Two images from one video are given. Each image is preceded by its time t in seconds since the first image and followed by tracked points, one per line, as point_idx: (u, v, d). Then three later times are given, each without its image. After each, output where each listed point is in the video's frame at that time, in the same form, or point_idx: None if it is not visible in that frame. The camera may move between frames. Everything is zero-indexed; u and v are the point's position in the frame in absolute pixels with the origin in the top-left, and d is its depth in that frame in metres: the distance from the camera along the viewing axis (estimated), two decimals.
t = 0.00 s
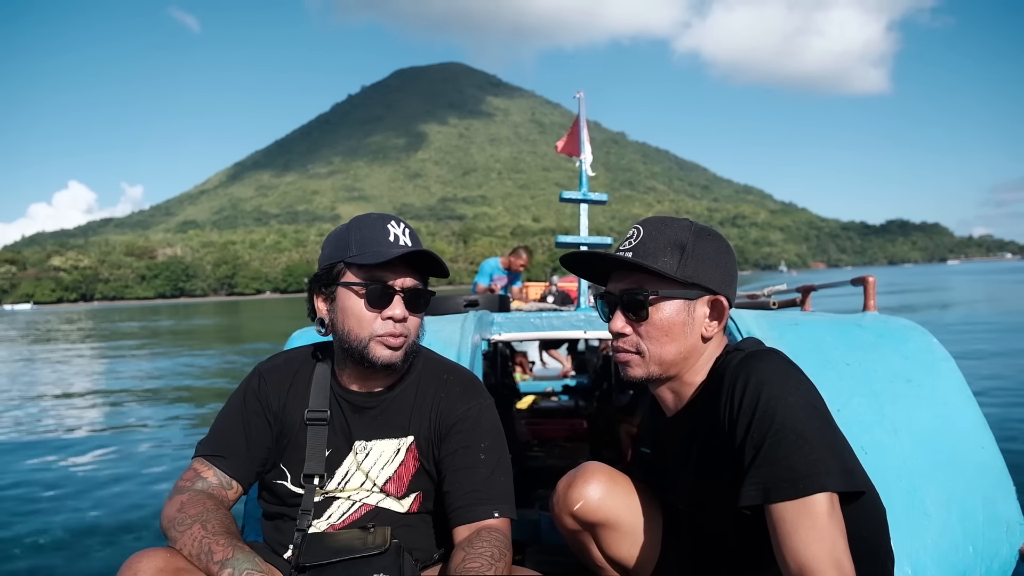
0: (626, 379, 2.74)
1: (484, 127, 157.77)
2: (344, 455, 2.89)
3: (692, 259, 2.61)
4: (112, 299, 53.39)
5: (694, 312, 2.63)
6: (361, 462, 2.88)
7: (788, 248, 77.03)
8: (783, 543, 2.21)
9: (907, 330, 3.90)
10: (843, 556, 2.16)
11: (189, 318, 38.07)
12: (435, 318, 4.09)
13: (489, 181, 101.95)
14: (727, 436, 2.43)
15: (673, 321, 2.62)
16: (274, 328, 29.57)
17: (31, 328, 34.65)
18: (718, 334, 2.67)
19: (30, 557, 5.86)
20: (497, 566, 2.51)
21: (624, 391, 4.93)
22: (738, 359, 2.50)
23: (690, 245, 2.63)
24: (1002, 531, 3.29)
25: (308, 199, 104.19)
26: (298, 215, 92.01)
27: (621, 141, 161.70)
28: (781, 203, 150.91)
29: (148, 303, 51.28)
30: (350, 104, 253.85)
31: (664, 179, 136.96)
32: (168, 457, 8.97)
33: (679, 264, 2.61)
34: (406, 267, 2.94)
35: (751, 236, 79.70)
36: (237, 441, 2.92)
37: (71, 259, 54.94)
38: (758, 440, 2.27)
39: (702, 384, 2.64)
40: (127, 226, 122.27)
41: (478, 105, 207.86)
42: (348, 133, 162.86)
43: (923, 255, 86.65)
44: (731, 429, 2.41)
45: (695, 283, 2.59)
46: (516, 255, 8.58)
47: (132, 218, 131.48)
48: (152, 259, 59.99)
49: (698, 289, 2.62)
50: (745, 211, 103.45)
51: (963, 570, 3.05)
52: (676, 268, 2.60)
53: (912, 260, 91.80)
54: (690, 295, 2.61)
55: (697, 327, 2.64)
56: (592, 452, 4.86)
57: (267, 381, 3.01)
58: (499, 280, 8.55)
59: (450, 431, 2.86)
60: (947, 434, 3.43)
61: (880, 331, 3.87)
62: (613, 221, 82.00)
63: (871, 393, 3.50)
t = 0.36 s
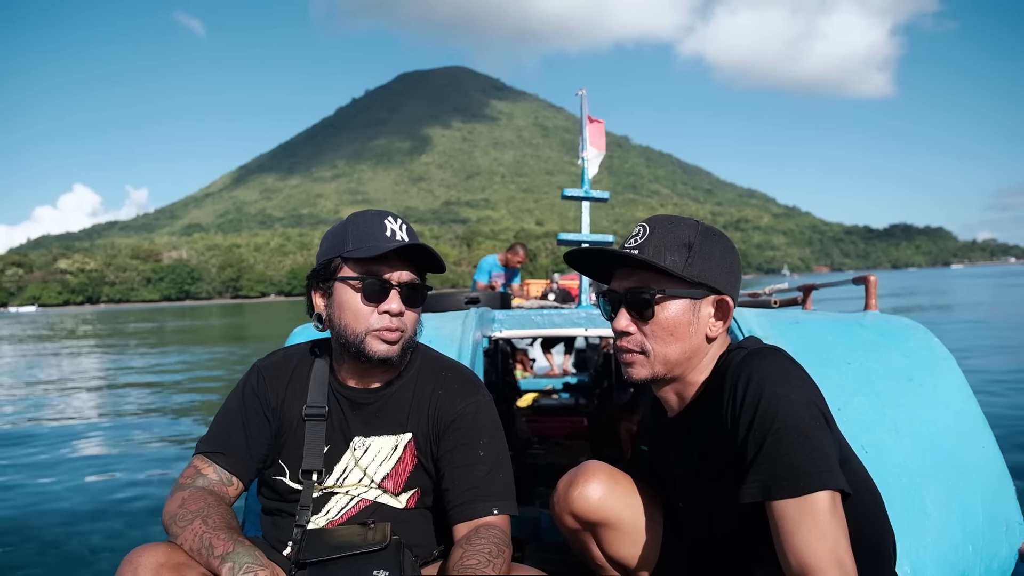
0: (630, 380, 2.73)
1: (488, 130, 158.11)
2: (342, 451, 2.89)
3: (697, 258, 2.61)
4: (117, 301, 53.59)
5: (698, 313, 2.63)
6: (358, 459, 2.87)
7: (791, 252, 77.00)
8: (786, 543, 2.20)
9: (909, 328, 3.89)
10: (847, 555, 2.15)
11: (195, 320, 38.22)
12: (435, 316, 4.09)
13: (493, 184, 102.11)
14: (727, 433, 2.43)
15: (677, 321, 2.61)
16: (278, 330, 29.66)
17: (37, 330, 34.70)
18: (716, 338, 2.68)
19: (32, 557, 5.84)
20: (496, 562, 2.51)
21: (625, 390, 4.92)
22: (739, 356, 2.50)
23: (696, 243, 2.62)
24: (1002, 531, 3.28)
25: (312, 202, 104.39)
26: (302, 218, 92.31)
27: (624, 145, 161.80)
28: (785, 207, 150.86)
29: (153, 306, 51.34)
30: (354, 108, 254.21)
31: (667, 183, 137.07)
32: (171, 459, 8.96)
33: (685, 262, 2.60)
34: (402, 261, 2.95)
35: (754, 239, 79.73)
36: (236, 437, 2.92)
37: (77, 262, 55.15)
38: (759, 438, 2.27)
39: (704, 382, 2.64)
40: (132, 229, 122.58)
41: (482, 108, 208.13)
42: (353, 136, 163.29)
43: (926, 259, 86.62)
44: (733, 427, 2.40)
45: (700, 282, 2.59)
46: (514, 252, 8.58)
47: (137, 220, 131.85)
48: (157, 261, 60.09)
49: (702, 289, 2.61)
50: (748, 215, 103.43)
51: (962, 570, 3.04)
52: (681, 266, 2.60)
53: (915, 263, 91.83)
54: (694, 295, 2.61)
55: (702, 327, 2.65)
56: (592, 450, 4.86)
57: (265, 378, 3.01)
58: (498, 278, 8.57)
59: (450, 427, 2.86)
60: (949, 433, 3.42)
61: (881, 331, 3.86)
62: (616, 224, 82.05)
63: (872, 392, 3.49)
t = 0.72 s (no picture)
0: (616, 382, 2.72)
1: (479, 133, 158.29)
2: (332, 457, 2.88)
3: (684, 257, 2.62)
4: (108, 307, 53.34)
5: (684, 312, 2.64)
6: (349, 465, 2.86)
7: (780, 254, 77.35)
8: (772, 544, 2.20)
9: (892, 327, 3.92)
10: (828, 551, 2.15)
11: (186, 325, 38.08)
12: (423, 316, 4.08)
13: (484, 188, 102.20)
14: (712, 433, 2.44)
15: (664, 321, 2.62)
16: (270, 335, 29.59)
17: (27, 336, 34.44)
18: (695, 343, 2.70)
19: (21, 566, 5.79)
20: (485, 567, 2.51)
21: (614, 389, 4.93)
22: (724, 356, 2.51)
23: (684, 243, 2.64)
24: (984, 528, 3.29)
25: (304, 206, 104.22)
26: (294, 222, 92.14)
27: (614, 147, 161.96)
28: (774, 209, 151.55)
29: (144, 311, 51.12)
30: (345, 112, 253.77)
31: (658, 185, 137.47)
32: (161, 466, 8.89)
33: (671, 262, 2.60)
34: (395, 270, 2.92)
35: (745, 241, 80.06)
36: (219, 442, 2.91)
37: (68, 267, 54.86)
38: (743, 437, 2.27)
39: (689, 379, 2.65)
40: (122, 234, 121.91)
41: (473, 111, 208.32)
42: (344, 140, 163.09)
43: (915, 260, 87.16)
44: (717, 426, 2.41)
45: (689, 283, 2.61)
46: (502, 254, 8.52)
47: (127, 225, 131.15)
48: (149, 266, 59.78)
49: (688, 288, 2.63)
50: (738, 217, 103.77)
51: (945, 568, 3.06)
52: (670, 267, 2.60)
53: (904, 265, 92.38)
54: (682, 295, 2.61)
55: (687, 327, 2.66)
56: (582, 450, 4.86)
57: (251, 382, 3.00)
58: (486, 279, 8.57)
59: (441, 432, 2.85)
60: (932, 430, 3.44)
61: (866, 329, 3.89)
62: (608, 227, 82.22)
63: (856, 390, 3.51)
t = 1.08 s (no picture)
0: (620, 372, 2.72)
1: (484, 131, 158.33)
2: (340, 460, 2.91)
3: (683, 249, 2.66)
4: (116, 302, 53.63)
5: (687, 300, 2.67)
6: (356, 469, 2.88)
7: (785, 253, 77.17)
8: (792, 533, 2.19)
9: (896, 330, 3.92)
10: (848, 534, 2.15)
11: (193, 321, 38.28)
12: (428, 320, 4.08)
13: (489, 185, 102.23)
14: (722, 435, 2.43)
15: (667, 308, 2.63)
16: (277, 331, 29.74)
17: (35, 331, 34.62)
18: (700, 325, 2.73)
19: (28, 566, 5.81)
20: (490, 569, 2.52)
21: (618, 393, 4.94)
22: (735, 353, 2.50)
23: (683, 240, 2.67)
24: (991, 530, 3.29)
25: (309, 203, 104.42)
26: (299, 219, 92.34)
27: (619, 145, 161.85)
28: (779, 207, 151.10)
29: (150, 307, 51.34)
30: (350, 109, 253.94)
31: (663, 183, 137.20)
32: (166, 464, 8.93)
33: (673, 251, 2.64)
34: (394, 275, 2.93)
35: (750, 240, 79.87)
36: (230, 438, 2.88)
37: (76, 263, 55.12)
38: (755, 440, 2.26)
39: (694, 371, 2.65)
40: (128, 230, 122.28)
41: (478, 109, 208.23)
42: (349, 138, 163.31)
43: (920, 260, 86.85)
44: (728, 426, 2.41)
45: (689, 274, 2.65)
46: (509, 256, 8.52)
47: (133, 221, 131.60)
48: (156, 262, 59.99)
49: (689, 277, 2.67)
50: (744, 216, 103.66)
51: (953, 570, 3.05)
52: (672, 253, 2.63)
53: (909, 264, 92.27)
54: (683, 283, 2.65)
55: (689, 314, 2.68)
56: (585, 454, 4.87)
57: (260, 380, 3.02)
58: (492, 283, 8.55)
59: (447, 436, 2.86)
60: (939, 434, 3.43)
61: (870, 331, 3.88)
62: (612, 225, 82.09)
63: (861, 393, 3.50)
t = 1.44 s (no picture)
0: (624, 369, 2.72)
1: (489, 126, 158.28)
2: (339, 459, 2.91)
3: (701, 252, 2.65)
4: (122, 293, 53.78)
5: (698, 304, 2.66)
6: (355, 468, 2.89)
7: (789, 251, 77.03)
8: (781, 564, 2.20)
9: (899, 331, 3.91)
10: (835, 558, 2.16)
11: (198, 313, 38.43)
12: (428, 322, 4.08)
13: (493, 181, 102.22)
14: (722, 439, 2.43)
15: (676, 308, 2.64)
16: (282, 324, 29.82)
17: (41, 321, 34.63)
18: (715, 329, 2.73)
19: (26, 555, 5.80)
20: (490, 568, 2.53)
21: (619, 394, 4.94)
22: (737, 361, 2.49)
23: (700, 241, 2.66)
24: (994, 531, 3.29)
25: (313, 196, 104.53)
26: (304, 212, 92.48)
27: (624, 142, 161.69)
28: (784, 206, 150.74)
29: (155, 298, 51.46)
30: (355, 104, 253.75)
31: (667, 180, 137.05)
32: (169, 456, 8.92)
33: (691, 253, 2.63)
34: (389, 275, 2.93)
35: (754, 238, 79.74)
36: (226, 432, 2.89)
37: (82, 254, 55.25)
38: (754, 446, 2.26)
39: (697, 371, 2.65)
40: (133, 221, 122.36)
41: (483, 105, 208.05)
42: (355, 132, 163.37)
43: (924, 260, 86.66)
44: (727, 436, 2.40)
45: (703, 276, 2.65)
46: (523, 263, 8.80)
47: (139, 212, 131.90)
48: (162, 254, 60.02)
49: (704, 280, 2.66)
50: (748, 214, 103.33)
51: (956, 572, 3.05)
52: (688, 254, 2.63)
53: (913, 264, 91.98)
54: (696, 285, 2.65)
55: (700, 318, 2.68)
56: (586, 454, 4.86)
57: (259, 376, 3.02)
58: (503, 282, 8.48)
59: (444, 436, 2.86)
60: (941, 436, 3.43)
61: (872, 333, 3.88)
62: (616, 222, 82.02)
63: (863, 396, 3.50)
